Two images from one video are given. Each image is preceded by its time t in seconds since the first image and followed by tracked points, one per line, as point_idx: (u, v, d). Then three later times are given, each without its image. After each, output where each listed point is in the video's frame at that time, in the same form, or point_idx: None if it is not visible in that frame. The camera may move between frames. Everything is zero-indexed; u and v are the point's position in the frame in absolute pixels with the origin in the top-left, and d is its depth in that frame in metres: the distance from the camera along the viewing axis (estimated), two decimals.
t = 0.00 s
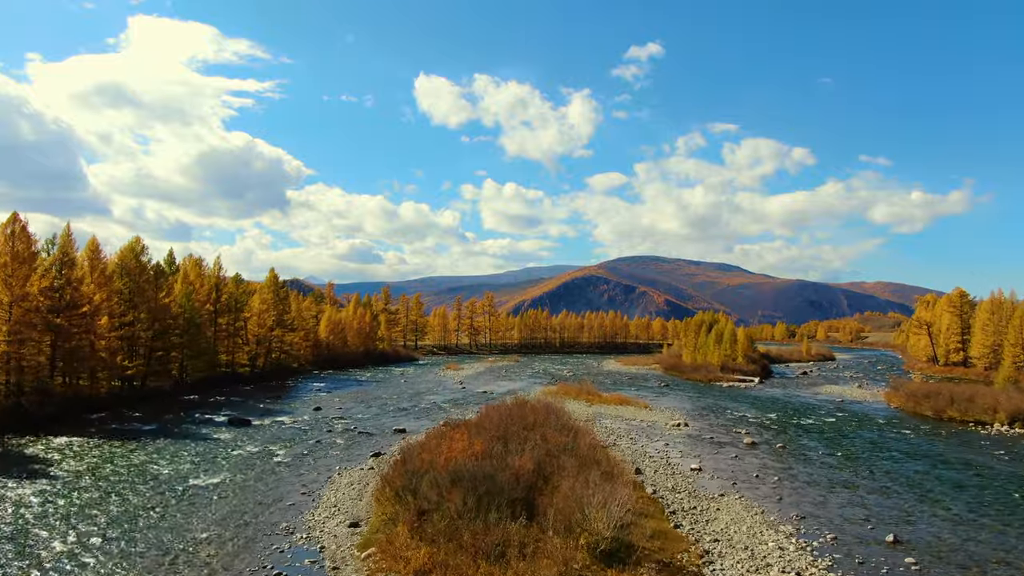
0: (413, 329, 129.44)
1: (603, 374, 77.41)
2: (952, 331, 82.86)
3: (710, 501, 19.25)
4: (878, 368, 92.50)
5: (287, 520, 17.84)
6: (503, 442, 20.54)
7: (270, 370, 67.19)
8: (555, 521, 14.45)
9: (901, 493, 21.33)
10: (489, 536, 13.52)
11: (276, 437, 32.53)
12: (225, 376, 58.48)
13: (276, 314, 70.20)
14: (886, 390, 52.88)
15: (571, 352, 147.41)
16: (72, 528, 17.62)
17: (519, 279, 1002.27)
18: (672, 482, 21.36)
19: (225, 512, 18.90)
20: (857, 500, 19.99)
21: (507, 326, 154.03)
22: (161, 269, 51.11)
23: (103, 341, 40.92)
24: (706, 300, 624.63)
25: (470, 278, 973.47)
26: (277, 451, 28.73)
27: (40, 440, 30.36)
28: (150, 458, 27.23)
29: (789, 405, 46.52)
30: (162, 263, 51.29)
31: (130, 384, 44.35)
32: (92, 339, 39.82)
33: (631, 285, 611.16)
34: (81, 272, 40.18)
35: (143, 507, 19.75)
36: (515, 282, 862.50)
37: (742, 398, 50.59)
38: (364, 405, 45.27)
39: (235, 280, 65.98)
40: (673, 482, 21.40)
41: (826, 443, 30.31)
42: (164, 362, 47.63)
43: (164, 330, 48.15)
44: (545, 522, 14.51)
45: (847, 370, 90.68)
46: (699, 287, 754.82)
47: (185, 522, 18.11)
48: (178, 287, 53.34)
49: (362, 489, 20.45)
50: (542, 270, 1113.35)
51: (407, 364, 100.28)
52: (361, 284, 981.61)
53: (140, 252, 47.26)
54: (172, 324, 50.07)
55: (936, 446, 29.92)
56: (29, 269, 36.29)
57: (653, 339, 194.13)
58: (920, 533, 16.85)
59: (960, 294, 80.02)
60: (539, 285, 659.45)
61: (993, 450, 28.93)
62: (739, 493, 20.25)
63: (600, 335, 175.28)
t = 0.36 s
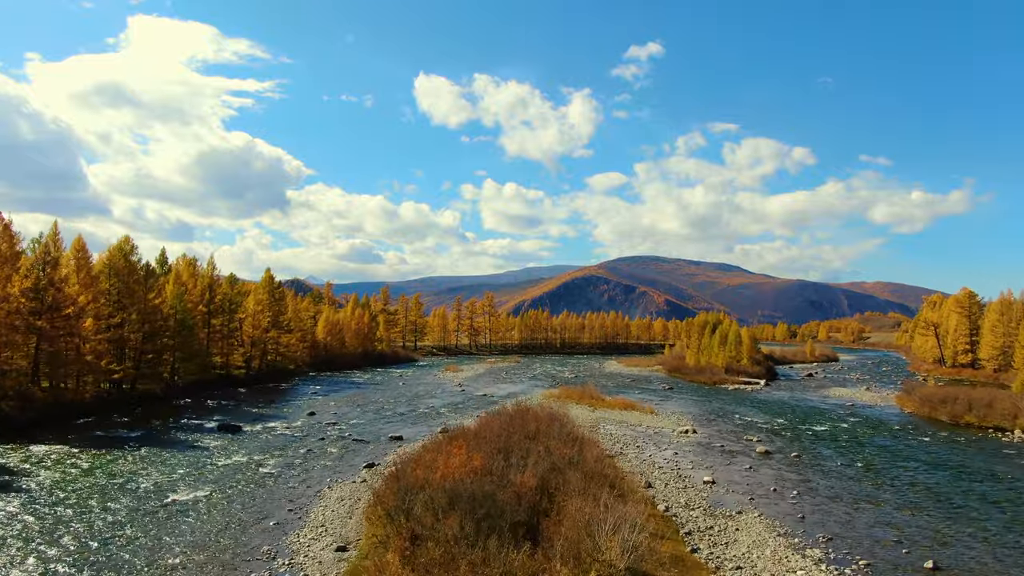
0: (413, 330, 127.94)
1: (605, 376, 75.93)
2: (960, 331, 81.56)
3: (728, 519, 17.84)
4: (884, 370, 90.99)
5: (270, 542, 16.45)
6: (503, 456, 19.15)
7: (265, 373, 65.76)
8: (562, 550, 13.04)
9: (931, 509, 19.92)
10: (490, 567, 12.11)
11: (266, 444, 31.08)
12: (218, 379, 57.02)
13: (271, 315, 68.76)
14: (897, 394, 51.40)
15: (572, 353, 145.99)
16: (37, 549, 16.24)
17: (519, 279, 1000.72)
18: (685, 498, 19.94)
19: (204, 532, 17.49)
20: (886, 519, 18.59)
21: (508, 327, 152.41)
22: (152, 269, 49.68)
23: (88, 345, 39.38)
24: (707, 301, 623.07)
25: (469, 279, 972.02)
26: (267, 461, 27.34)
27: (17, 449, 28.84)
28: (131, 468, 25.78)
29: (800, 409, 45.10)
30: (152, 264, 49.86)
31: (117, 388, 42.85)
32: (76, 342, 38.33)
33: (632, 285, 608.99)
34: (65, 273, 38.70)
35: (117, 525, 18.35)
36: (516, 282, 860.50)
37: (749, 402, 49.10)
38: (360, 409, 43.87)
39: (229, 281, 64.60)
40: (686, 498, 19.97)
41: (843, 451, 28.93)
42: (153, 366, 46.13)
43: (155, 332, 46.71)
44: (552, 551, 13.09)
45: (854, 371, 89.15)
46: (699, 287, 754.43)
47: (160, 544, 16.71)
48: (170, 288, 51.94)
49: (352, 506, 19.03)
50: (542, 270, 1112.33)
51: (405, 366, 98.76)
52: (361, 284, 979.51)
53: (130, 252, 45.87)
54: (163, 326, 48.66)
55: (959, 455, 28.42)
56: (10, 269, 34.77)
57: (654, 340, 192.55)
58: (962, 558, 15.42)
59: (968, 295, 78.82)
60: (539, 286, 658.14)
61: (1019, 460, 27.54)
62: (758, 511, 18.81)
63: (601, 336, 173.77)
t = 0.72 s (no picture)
0: (412, 330, 126.48)
1: (607, 378, 74.48)
2: (969, 332, 80.15)
3: (748, 541, 16.41)
4: (891, 372, 89.52)
5: (249, 569, 15.04)
6: (503, 471, 17.77)
7: (260, 375, 64.35)
8: None
9: (966, 528, 18.50)
10: None
11: (256, 453, 29.65)
12: (211, 382, 55.60)
13: (267, 316, 67.36)
14: (909, 397, 49.95)
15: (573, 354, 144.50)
16: None
17: (519, 279, 999.56)
18: (701, 516, 18.52)
19: (179, 557, 16.09)
20: (920, 541, 17.16)
21: (509, 327, 150.85)
22: (141, 269, 48.25)
23: (72, 348, 37.97)
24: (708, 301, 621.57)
25: (469, 279, 970.76)
26: (255, 471, 25.94)
27: None
28: (110, 480, 24.35)
29: (810, 414, 43.67)
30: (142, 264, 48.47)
31: (103, 393, 41.42)
32: (60, 345, 36.88)
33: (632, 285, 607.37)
34: (48, 274, 37.31)
35: (85, 547, 16.93)
36: (516, 282, 859.29)
37: (757, 407, 47.63)
38: (356, 414, 42.44)
39: (223, 281, 63.18)
40: (701, 516, 18.57)
41: (862, 461, 27.49)
42: (143, 369, 44.75)
43: (145, 334, 45.28)
44: None
45: (860, 373, 87.66)
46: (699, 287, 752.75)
47: (131, 569, 15.32)
48: (161, 289, 50.54)
49: (341, 527, 17.58)
50: (542, 270, 1110.97)
51: (404, 367, 97.34)
52: (361, 284, 978.29)
53: (119, 252, 44.50)
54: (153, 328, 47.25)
55: (985, 465, 26.99)
56: None
57: (655, 341, 191.00)
58: None
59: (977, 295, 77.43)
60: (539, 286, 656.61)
61: None
62: (781, 531, 17.35)
63: (603, 336, 172.29)
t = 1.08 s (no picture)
0: (411, 331, 125.04)
1: (610, 381, 72.98)
2: (978, 334, 78.72)
3: (774, 568, 14.92)
4: (897, 374, 88.07)
5: None
6: (504, 489, 16.30)
7: (255, 378, 62.89)
8: None
9: (1007, 551, 17.01)
10: None
11: (244, 463, 28.14)
12: (204, 385, 54.15)
13: (261, 318, 65.88)
14: (922, 402, 48.45)
15: (574, 355, 142.97)
16: None
17: (519, 280, 997.48)
18: (719, 537, 17.03)
19: None
20: (961, 566, 15.67)
21: (509, 327, 149.36)
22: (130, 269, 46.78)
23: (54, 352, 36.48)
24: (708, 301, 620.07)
25: (469, 279, 968.68)
26: (241, 484, 24.50)
27: None
28: (86, 493, 22.89)
29: (821, 419, 42.20)
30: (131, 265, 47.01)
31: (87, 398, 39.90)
32: (41, 348, 35.38)
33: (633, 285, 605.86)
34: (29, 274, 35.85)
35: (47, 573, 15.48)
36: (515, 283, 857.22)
37: (766, 412, 46.14)
38: (351, 420, 40.94)
39: (217, 282, 61.70)
40: (719, 538, 17.10)
41: (883, 473, 26.00)
42: (131, 372, 43.30)
43: (133, 337, 43.82)
44: None
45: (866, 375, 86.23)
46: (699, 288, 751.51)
47: None
48: (151, 290, 49.06)
49: (327, 550, 16.12)
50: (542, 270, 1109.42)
51: (402, 369, 95.85)
52: (361, 284, 975.96)
53: (106, 252, 43.10)
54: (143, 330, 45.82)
55: (1013, 477, 25.52)
56: None
57: (657, 342, 189.60)
58: None
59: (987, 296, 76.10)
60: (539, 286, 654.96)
61: None
62: (808, 556, 15.86)
63: (603, 337, 170.89)
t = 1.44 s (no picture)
0: (410, 332, 123.51)
1: (613, 383, 71.43)
2: (987, 335, 77.14)
3: None
4: (904, 375, 86.52)
5: None
6: (504, 513, 14.77)
7: (250, 381, 61.33)
8: None
9: None
10: None
11: (231, 474, 26.63)
12: (196, 388, 52.62)
13: (256, 319, 64.30)
14: (936, 406, 46.89)
15: (575, 356, 141.46)
16: None
17: (519, 280, 996.47)
18: (741, 564, 15.50)
19: None
20: None
21: (509, 328, 147.89)
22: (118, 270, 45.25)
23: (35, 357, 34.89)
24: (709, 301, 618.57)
25: (469, 279, 967.47)
26: (225, 498, 23.01)
27: None
28: (59, 509, 21.41)
29: (834, 425, 40.69)
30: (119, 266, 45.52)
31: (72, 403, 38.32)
32: (19, 353, 33.79)
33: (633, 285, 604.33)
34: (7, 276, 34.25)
35: None
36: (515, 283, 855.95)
37: (776, 417, 44.60)
38: (345, 426, 39.37)
39: (210, 282, 60.11)
40: (741, 563, 15.61)
41: (907, 486, 24.50)
42: (120, 376, 41.58)
43: (121, 339, 42.20)
44: None
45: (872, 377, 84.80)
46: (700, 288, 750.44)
47: None
48: (140, 291, 47.50)
49: None
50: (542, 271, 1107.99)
51: (401, 370, 94.27)
52: (361, 284, 974.84)
53: (93, 252, 41.64)
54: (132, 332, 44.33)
55: None
56: None
57: (658, 342, 188.07)
58: None
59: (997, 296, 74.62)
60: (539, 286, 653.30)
61: None
62: None
63: (605, 338, 169.44)
